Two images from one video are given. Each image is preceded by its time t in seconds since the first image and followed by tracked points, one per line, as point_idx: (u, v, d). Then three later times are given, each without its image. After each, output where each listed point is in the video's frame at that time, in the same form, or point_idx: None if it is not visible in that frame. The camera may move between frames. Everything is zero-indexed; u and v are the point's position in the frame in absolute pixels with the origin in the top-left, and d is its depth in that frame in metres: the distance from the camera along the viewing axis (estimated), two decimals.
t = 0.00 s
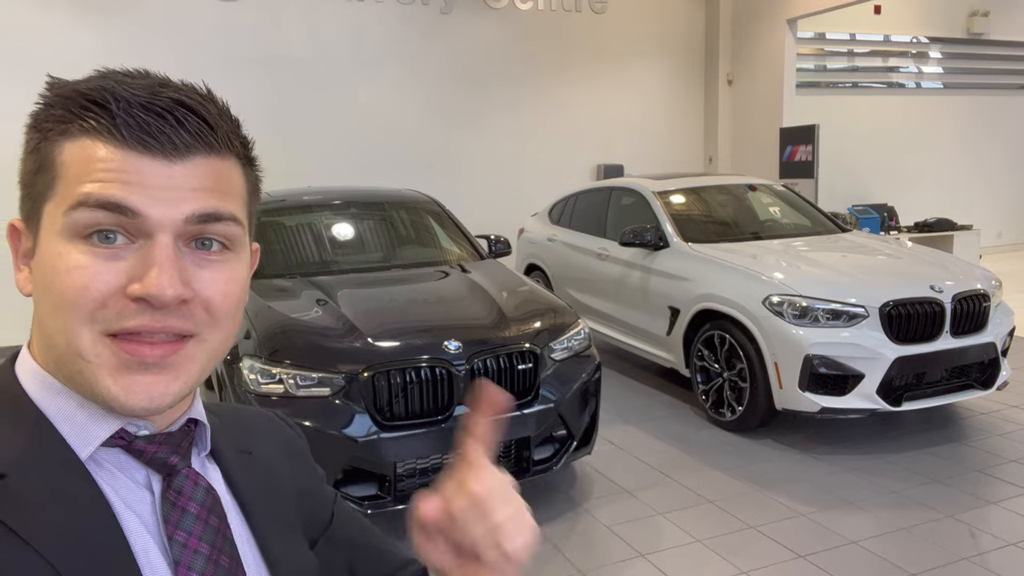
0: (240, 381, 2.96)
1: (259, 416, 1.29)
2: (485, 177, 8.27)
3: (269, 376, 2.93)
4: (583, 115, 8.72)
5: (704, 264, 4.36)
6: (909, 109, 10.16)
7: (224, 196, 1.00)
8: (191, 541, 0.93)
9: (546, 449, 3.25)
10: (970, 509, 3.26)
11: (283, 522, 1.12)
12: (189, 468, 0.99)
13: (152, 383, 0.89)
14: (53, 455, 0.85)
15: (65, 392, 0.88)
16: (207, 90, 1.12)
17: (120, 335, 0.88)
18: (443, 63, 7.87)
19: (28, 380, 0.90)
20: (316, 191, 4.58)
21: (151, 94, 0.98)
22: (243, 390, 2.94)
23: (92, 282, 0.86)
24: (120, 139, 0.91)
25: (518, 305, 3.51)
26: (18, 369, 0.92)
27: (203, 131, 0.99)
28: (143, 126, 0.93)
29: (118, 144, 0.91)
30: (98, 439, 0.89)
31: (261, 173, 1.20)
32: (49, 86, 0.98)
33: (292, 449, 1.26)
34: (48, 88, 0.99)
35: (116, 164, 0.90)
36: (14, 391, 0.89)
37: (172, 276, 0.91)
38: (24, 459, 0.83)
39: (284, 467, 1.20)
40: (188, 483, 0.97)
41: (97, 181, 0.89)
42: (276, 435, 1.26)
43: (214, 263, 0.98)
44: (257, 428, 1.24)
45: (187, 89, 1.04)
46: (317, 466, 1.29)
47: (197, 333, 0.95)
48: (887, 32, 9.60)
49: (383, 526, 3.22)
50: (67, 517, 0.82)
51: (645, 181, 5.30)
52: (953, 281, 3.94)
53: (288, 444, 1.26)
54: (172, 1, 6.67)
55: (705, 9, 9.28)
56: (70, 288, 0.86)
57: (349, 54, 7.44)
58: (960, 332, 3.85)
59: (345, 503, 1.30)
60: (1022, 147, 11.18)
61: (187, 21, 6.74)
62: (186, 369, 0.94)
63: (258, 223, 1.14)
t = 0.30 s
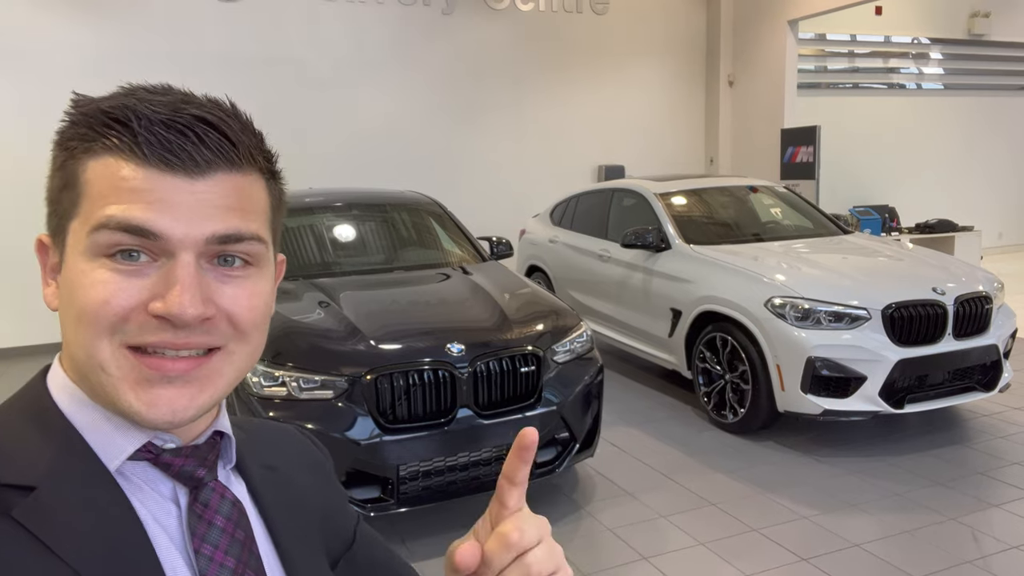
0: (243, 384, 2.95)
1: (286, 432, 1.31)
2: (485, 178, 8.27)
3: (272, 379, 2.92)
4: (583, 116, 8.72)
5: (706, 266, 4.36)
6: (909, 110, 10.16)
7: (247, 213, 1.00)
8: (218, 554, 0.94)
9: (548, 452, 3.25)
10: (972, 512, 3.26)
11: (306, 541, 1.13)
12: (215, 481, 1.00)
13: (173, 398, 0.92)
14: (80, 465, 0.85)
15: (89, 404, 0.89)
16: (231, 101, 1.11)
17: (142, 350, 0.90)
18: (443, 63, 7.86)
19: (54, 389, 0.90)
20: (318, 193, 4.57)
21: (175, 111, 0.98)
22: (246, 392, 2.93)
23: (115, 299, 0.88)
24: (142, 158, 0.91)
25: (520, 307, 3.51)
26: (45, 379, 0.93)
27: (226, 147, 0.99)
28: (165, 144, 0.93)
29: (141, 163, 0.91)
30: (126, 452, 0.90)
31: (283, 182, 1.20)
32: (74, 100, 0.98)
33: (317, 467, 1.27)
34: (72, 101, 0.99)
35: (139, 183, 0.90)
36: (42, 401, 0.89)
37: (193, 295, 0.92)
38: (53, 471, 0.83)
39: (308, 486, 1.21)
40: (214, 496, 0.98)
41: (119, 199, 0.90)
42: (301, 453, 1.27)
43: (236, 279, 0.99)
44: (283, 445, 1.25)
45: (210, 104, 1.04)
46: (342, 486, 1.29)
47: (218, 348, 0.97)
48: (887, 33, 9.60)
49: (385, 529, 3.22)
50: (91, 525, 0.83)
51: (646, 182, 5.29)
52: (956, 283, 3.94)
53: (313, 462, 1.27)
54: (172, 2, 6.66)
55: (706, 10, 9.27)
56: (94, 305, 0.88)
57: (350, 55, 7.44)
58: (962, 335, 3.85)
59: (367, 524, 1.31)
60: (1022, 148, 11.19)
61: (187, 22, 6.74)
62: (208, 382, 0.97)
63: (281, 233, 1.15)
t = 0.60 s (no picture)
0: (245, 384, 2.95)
1: (305, 438, 1.31)
2: (486, 178, 8.27)
3: (273, 380, 2.92)
4: (584, 116, 8.72)
5: (707, 266, 4.36)
6: (909, 111, 10.16)
7: (239, 200, 0.99)
8: (234, 557, 0.95)
9: (550, 452, 3.25)
10: (974, 512, 3.26)
11: (322, 548, 1.14)
12: (233, 483, 1.01)
13: (197, 388, 0.94)
14: (99, 471, 0.88)
15: (111, 408, 0.91)
16: (200, 92, 1.10)
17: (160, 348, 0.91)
18: (444, 63, 7.86)
19: (76, 398, 0.93)
20: (319, 194, 4.57)
21: (148, 108, 0.97)
22: (247, 393, 2.93)
23: (125, 302, 0.88)
24: (128, 158, 0.90)
25: (522, 308, 3.51)
26: (65, 387, 0.95)
27: (206, 135, 0.98)
28: (149, 140, 0.92)
29: (127, 164, 0.90)
30: (144, 455, 0.92)
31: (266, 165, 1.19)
32: (45, 113, 0.96)
33: (335, 476, 1.27)
34: (43, 115, 0.97)
35: (130, 183, 0.89)
36: (61, 407, 0.92)
37: (203, 287, 0.92)
38: (72, 478, 0.86)
39: (326, 494, 1.21)
40: (231, 499, 0.99)
41: (115, 202, 0.89)
42: (320, 460, 1.27)
43: (240, 267, 0.99)
44: (302, 452, 1.26)
45: (180, 97, 1.03)
46: (359, 496, 1.29)
47: (233, 336, 0.98)
48: (887, 33, 9.61)
49: (387, 530, 3.22)
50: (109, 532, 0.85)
51: (647, 183, 5.29)
52: (957, 284, 3.94)
53: (331, 470, 1.28)
54: (172, 2, 6.65)
55: (707, 10, 9.27)
56: (105, 309, 0.88)
57: (350, 55, 7.43)
58: (964, 336, 3.85)
59: (383, 535, 1.31)
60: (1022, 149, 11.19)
61: (188, 22, 6.73)
62: (228, 369, 0.98)
63: (272, 216, 1.15)
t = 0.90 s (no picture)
0: (245, 385, 2.95)
1: (309, 440, 1.31)
2: (486, 178, 8.27)
3: (274, 380, 2.92)
4: (584, 116, 8.72)
5: (707, 267, 4.36)
6: (909, 111, 10.16)
7: (227, 193, 1.00)
8: (240, 554, 0.95)
9: (550, 453, 3.25)
10: (974, 513, 3.26)
11: (326, 549, 1.14)
12: (238, 482, 1.01)
13: (196, 383, 0.93)
14: (103, 471, 0.88)
15: (111, 409, 0.92)
16: (187, 93, 1.12)
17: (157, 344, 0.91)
18: (445, 63, 7.86)
19: (77, 400, 0.93)
20: (319, 194, 4.57)
21: (135, 105, 0.99)
22: (248, 394, 2.93)
23: (117, 298, 0.89)
24: (114, 154, 0.91)
25: (522, 308, 3.51)
26: (66, 391, 0.95)
27: (191, 128, 0.99)
28: (133, 135, 0.93)
29: (113, 160, 0.91)
30: (148, 455, 0.92)
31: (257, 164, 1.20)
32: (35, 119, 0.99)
33: (341, 479, 1.28)
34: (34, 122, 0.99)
35: (117, 179, 0.90)
36: (63, 409, 0.92)
37: (194, 279, 0.92)
38: (76, 479, 0.86)
39: (330, 494, 1.21)
40: (236, 497, 0.99)
41: (103, 200, 0.90)
42: (326, 462, 1.28)
43: (230, 259, 0.99)
44: (309, 454, 1.26)
45: (167, 95, 1.05)
46: (364, 500, 1.29)
47: (230, 329, 0.97)
48: (888, 34, 9.61)
49: (387, 531, 3.22)
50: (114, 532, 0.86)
51: (647, 183, 5.29)
52: (957, 284, 3.94)
53: (336, 472, 1.28)
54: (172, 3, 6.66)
55: (707, 10, 9.27)
56: (98, 307, 0.89)
57: (351, 56, 7.44)
58: (964, 336, 3.86)
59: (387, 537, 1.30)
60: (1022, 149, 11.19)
61: (187, 22, 6.73)
62: (226, 364, 0.97)
63: (266, 213, 1.15)
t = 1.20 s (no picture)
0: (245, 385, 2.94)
1: (310, 440, 1.31)
2: (486, 178, 8.26)
3: (274, 380, 2.91)
4: (584, 116, 8.72)
5: (707, 267, 4.35)
6: (909, 111, 10.15)
7: (243, 200, 1.01)
8: (241, 558, 0.95)
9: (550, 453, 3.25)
10: (974, 514, 3.26)
11: (326, 550, 1.14)
12: (238, 485, 1.01)
13: (207, 390, 0.93)
14: (101, 476, 0.88)
15: (118, 415, 0.91)
16: (201, 94, 1.12)
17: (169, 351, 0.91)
18: (445, 63, 7.86)
19: (76, 403, 0.93)
20: (319, 194, 4.57)
21: (153, 107, 0.99)
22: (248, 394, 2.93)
23: (133, 303, 0.88)
24: (134, 157, 0.91)
25: (522, 308, 3.51)
26: (66, 393, 0.95)
27: (210, 135, 1.00)
28: (153, 139, 0.94)
29: (132, 162, 0.91)
30: (148, 459, 0.92)
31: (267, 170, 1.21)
32: (46, 115, 0.98)
33: (342, 480, 1.27)
34: (44, 117, 0.98)
35: (136, 183, 0.90)
36: (62, 413, 0.92)
37: (211, 287, 0.93)
38: (74, 484, 0.85)
39: (330, 496, 1.21)
40: (236, 500, 0.99)
41: (121, 204, 0.90)
42: (326, 464, 1.27)
43: (244, 267, 1.00)
44: (309, 455, 1.26)
45: (183, 97, 1.05)
46: (365, 499, 1.29)
47: (241, 336, 0.98)
48: (888, 34, 9.61)
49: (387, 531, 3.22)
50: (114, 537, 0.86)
51: (647, 183, 5.29)
52: (958, 284, 3.94)
53: (337, 473, 1.27)
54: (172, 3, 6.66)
55: (707, 10, 9.26)
56: (112, 311, 0.88)
57: (351, 57, 7.44)
58: (964, 336, 3.85)
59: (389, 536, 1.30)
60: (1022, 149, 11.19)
61: (187, 22, 6.73)
62: (236, 372, 0.98)
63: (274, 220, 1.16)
